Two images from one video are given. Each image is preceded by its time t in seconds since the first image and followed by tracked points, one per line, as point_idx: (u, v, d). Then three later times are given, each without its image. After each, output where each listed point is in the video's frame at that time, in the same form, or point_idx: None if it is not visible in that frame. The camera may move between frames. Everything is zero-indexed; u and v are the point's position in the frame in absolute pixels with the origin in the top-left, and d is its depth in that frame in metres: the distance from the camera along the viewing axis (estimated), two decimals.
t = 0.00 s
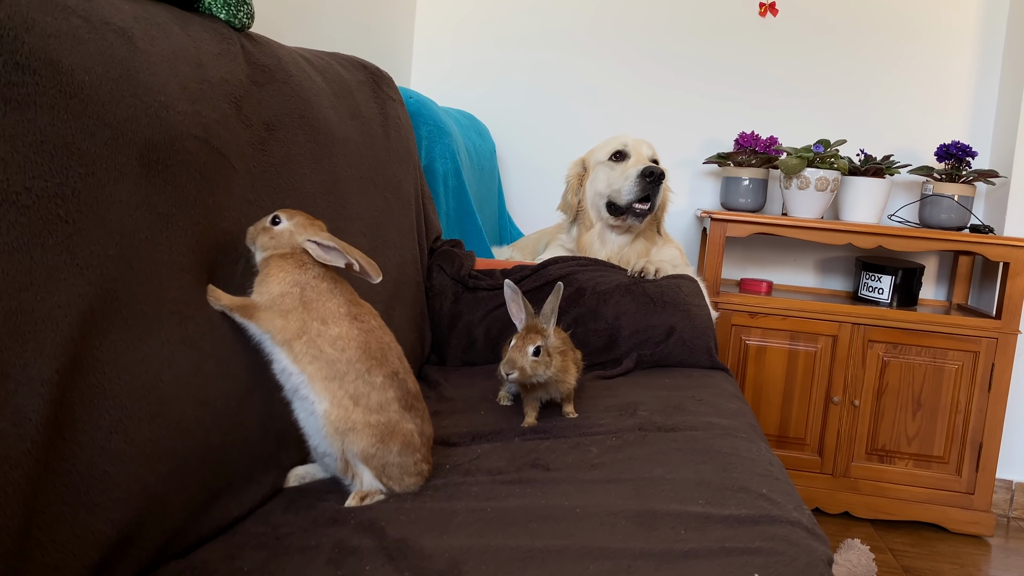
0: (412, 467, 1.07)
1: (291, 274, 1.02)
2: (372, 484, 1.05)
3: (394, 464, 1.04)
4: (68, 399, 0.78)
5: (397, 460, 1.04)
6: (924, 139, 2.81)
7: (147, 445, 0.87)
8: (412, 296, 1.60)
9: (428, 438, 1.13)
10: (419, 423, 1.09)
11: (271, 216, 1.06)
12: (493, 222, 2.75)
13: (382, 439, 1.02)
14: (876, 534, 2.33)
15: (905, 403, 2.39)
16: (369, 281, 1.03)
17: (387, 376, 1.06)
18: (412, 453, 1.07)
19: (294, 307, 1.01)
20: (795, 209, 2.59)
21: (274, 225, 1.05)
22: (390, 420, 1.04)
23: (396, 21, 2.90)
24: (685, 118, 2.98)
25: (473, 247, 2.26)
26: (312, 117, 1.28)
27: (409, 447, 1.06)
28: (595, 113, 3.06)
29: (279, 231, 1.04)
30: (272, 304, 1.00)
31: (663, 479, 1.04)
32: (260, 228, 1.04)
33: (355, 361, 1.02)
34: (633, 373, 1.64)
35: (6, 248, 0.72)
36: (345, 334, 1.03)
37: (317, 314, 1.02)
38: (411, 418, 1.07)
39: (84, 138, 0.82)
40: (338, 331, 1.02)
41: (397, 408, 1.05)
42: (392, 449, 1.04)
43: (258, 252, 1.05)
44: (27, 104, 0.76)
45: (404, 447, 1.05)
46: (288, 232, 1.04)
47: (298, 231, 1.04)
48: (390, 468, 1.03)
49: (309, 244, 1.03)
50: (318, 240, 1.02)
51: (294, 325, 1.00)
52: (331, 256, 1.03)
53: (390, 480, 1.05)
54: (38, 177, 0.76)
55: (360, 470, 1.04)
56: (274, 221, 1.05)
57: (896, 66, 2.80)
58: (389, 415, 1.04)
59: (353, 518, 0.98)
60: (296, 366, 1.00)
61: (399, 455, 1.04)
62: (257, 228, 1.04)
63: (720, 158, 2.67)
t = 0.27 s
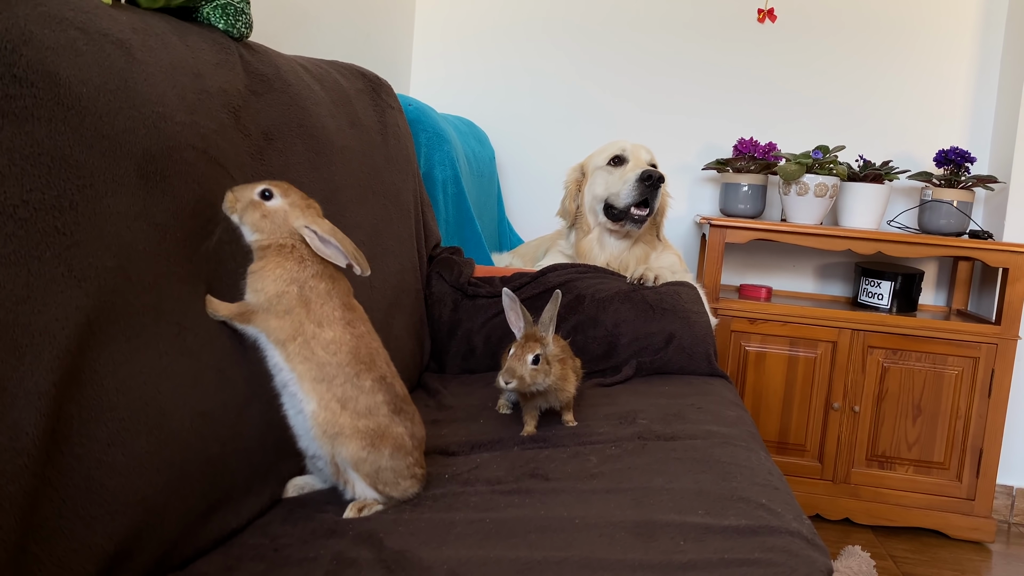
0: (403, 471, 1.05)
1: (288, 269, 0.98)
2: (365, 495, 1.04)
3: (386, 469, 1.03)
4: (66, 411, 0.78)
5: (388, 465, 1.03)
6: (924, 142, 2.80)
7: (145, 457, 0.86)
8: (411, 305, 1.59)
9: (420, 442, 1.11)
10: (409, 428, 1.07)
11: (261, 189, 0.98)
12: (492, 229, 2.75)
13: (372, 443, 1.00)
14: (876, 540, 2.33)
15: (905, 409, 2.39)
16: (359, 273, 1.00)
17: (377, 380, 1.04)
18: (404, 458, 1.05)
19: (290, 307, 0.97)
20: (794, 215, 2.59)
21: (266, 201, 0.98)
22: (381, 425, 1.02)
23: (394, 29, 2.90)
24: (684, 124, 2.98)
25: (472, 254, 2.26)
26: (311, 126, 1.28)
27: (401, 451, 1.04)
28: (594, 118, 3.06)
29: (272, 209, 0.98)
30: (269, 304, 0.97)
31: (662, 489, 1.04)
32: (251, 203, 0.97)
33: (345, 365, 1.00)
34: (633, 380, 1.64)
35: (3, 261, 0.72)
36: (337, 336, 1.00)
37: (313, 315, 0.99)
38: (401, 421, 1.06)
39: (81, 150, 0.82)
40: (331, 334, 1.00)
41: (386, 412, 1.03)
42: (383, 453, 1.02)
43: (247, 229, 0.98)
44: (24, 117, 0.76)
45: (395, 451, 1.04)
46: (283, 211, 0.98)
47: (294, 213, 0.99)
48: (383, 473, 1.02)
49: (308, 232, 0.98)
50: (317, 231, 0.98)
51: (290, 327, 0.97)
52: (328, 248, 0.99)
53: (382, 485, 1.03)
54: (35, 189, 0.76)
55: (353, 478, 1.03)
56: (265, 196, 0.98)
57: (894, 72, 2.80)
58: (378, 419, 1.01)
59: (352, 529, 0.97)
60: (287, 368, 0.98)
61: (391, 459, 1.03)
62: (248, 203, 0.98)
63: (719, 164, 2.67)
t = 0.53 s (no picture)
0: (396, 466, 1.04)
1: (279, 254, 0.97)
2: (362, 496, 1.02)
3: (379, 465, 1.01)
4: (67, 421, 0.78)
5: (380, 460, 1.01)
6: (924, 145, 2.80)
7: (146, 466, 0.86)
8: (412, 312, 1.59)
9: (411, 437, 1.10)
10: (399, 422, 1.06)
11: (256, 162, 0.97)
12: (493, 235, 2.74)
13: (362, 439, 0.99)
14: (879, 547, 2.32)
15: (907, 414, 2.38)
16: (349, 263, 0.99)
17: (364, 374, 1.03)
18: (396, 453, 1.04)
19: (279, 295, 0.96)
20: (795, 221, 2.59)
21: (261, 176, 0.97)
22: (371, 420, 1.01)
23: (395, 36, 2.91)
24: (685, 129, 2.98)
25: (473, 260, 2.26)
26: (312, 134, 1.27)
27: (392, 446, 1.03)
28: (594, 123, 3.06)
29: (268, 185, 0.97)
30: (258, 291, 0.95)
31: (665, 496, 1.03)
32: (244, 175, 0.95)
33: (332, 358, 0.99)
34: (635, 387, 1.63)
35: (4, 269, 0.72)
36: (325, 328, 0.99)
37: (303, 305, 0.98)
38: (390, 415, 1.05)
39: (82, 159, 0.82)
40: (319, 326, 0.99)
41: (375, 406, 1.02)
42: (375, 449, 1.00)
43: (238, 204, 0.96)
44: (25, 125, 0.76)
45: (386, 446, 1.02)
46: (278, 188, 0.98)
47: (289, 192, 0.98)
48: (376, 469, 1.01)
49: (303, 213, 0.97)
50: (313, 213, 0.97)
51: (280, 318, 0.96)
52: (323, 235, 0.99)
53: (376, 483, 1.02)
54: (36, 198, 0.76)
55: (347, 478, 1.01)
56: (260, 169, 0.97)
57: (894, 78, 2.81)
58: (367, 414, 1.00)
59: (352, 537, 0.97)
60: (276, 360, 0.96)
61: (383, 454, 1.01)
62: (241, 174, 0.95)
63: (719, 170, 2.67)
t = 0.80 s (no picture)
0: (393, 453, 1.02)
1: (263, 238, 0.89)
2: (361, 493, 0.99)
3: (377, 454, 0.99)
4: (71, 429, 0.78)
5: (377, 450, 0.98)
6: (926, 150, 2.80)
7: (150, 475, 0.86)
8: (415, 319, 1.59)
9: (405, 423, 1.08)
10: (391, 409, 1.04)
11: (224, 145, 0.89)
12: (495, 241, 2.75)
13: (359, 428, 0.97)
14: (883, 553, 2.32)
15: (911, 420, 2.38)
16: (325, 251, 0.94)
17: (354, 361, 1.01)
18: (392, 439, 1.01)
19: (267, 283, 0.90)
20: (797, 226, 2.60)
21: (232, 159, 0.89)
22: (364, 408, 0.99)
23: (397, 45, 2.92)
24: (686, 135, 2.99)
25: (475, 267, 2.26)
26: (315, 142, 1.27)
27: (388, 433, 1.00)
28: (595, 129, 3.07)
29: (239, 169, 0.89)
30: (245, 277, 0.88)
31: (669, 503, 1.03)
32: (214, 158, 0.87)
33: (323, 346, 0.96)
34: (638, 394, 1.63)
35: (8, 278, 0.72)
36: (314, 314, 0.96)
37: (288, 292, 0.93)
38: (382, 401, 1.03)
39: (86, 168, 0.83)
40: (308, 313, 0.95)
41: (366, 392, 1.01)
42: (371, 437, 0.98)
43: (208, 188, 0.88)
44: (29, 134, 0.76)
45: (382, 433, 1.00)
46: (251, 171, 0.90)
47: (262, 174, 0.91)
48: (375, 458, 0.98)
49: (278, 197, 0.90)
50: (289, 198, 0.90)
51: (265, 306, 0.90)
52: (297, 220, 0.92)
53: (375, 473, 0.99)
54: (40, 207, 0.76)
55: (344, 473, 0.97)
56: (229, 153, 0.89)
57: (894, 84, 2.81)
58: (360, 402, 0.98)
59: (356, 545, 0.96)
60: (266, 350, 0.92)
61: (379, 444, 0.99)
62: (211, 158, 0.87)
63: (721, 176, 2.68)
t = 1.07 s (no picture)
0: (375, 430, 1.00)
1: (240, 202, 0.87)
2: (348, 482, 0.96)
3: (360, 433, 0.97)
4: (79, 439, 0.78)
5: (361, 427, 0.97)
6: (928, 156, 2.81)
7: (157, 485, 0.86)
8: (420, 326, 1.59)
9: (386, 399, 1.07)
10: (368, 386, 1.03)
11: (193, 103, 0.85)
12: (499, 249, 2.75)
13: (339, 405, 0.96)
14: (890, 560, 2.31)
15: (917, 426, 2.37)
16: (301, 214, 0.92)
17: (335, 334, 0.99)
18: (374, 415, 1.00)
19: (248, 246, 0.88)
20: (801, 232, 2.60)
21: (202, 118, 0.85)
22: (345, 384, 0.97)
23: (401, 54, 2.94)
24: (689, 142, 2.99)
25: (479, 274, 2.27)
26: (320, 151, 1.27)
27: (368, 410, 0.99)
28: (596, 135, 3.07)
29: (210, 129, 0.85)
30: (222, 242, 0.86)
31: (676, 511, 1.03)
32: (182, 119, 0.83)
33: (305, 315, 0.94)
34: (643, 401, 1.63)
35: (17, 289, 0.73)
36: (296, 280, 0.93)
37: (269, 257, 0.90)
38: (360, 378, 1.02)
39: (93, 179, 0.83)
40: (290, 280, 0.92)
41: (347, 367, 0.99)
42: (351, 415, 0.97)
43: (178, 150, 0.84)
44: (38, 147, 0.77)
45: (362, 411, 0.98)
46: (223, 130, 0.87)
47: (235, 134, 0.87)
48: (357, 438, 0.96)
49: (252, 159, 0.87)
50: (265, 159, 0.87)
51: (246, 267, 0.88)
52: (274, 181, 0.89)
53: (358, 453, 0.97)
54: (48, 219, 0.77)
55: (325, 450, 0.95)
56: (198, 111, 0.85)
57: (896, 91, 2.82)
58: (342, 378, 0.97)
59: (363, 554, 0.96)
60: (245, 316, 0.88)
61: (362, 423, 0.98)
62: (178, 118, 0.83)
63: (724, 183, 2.69)
